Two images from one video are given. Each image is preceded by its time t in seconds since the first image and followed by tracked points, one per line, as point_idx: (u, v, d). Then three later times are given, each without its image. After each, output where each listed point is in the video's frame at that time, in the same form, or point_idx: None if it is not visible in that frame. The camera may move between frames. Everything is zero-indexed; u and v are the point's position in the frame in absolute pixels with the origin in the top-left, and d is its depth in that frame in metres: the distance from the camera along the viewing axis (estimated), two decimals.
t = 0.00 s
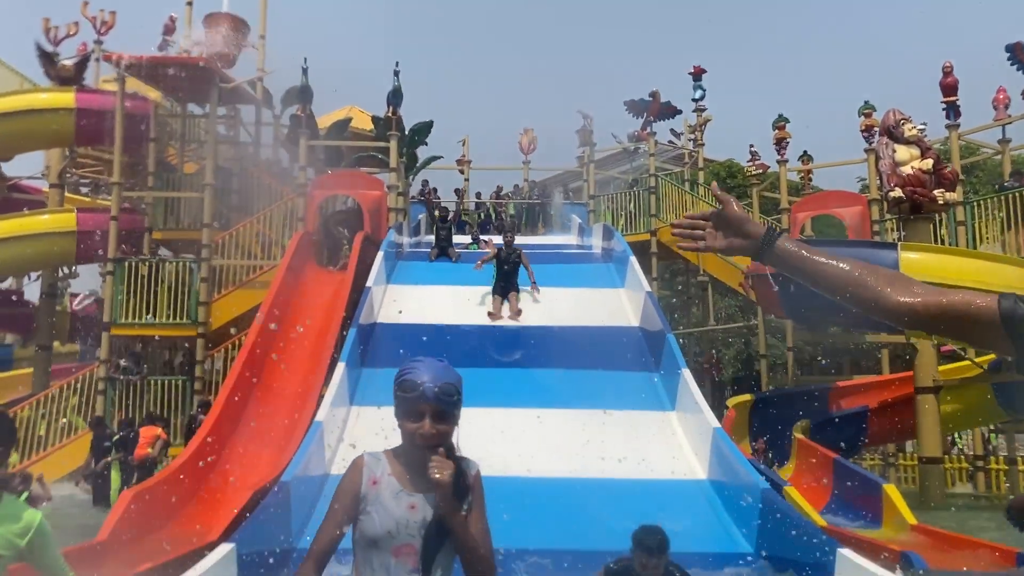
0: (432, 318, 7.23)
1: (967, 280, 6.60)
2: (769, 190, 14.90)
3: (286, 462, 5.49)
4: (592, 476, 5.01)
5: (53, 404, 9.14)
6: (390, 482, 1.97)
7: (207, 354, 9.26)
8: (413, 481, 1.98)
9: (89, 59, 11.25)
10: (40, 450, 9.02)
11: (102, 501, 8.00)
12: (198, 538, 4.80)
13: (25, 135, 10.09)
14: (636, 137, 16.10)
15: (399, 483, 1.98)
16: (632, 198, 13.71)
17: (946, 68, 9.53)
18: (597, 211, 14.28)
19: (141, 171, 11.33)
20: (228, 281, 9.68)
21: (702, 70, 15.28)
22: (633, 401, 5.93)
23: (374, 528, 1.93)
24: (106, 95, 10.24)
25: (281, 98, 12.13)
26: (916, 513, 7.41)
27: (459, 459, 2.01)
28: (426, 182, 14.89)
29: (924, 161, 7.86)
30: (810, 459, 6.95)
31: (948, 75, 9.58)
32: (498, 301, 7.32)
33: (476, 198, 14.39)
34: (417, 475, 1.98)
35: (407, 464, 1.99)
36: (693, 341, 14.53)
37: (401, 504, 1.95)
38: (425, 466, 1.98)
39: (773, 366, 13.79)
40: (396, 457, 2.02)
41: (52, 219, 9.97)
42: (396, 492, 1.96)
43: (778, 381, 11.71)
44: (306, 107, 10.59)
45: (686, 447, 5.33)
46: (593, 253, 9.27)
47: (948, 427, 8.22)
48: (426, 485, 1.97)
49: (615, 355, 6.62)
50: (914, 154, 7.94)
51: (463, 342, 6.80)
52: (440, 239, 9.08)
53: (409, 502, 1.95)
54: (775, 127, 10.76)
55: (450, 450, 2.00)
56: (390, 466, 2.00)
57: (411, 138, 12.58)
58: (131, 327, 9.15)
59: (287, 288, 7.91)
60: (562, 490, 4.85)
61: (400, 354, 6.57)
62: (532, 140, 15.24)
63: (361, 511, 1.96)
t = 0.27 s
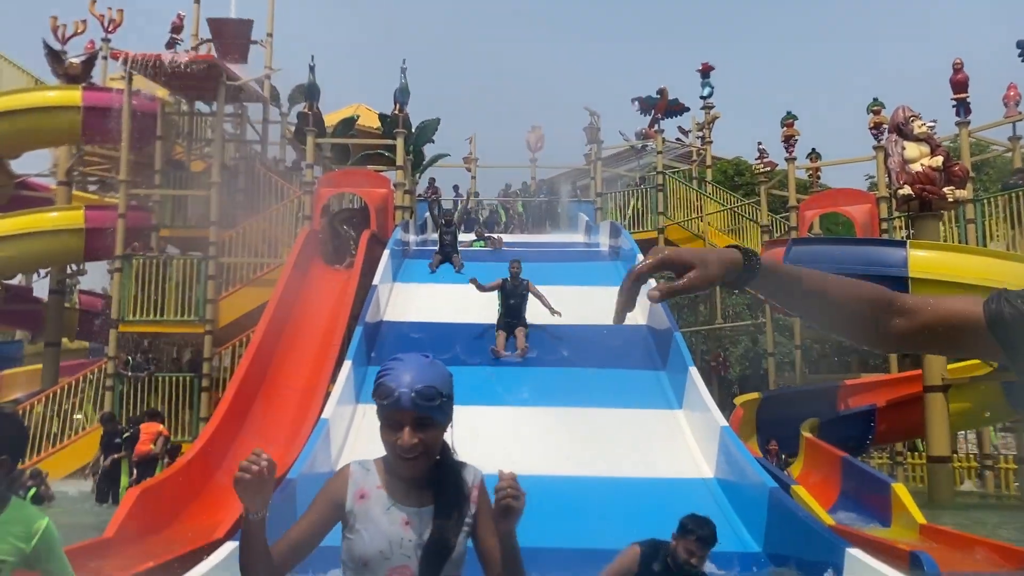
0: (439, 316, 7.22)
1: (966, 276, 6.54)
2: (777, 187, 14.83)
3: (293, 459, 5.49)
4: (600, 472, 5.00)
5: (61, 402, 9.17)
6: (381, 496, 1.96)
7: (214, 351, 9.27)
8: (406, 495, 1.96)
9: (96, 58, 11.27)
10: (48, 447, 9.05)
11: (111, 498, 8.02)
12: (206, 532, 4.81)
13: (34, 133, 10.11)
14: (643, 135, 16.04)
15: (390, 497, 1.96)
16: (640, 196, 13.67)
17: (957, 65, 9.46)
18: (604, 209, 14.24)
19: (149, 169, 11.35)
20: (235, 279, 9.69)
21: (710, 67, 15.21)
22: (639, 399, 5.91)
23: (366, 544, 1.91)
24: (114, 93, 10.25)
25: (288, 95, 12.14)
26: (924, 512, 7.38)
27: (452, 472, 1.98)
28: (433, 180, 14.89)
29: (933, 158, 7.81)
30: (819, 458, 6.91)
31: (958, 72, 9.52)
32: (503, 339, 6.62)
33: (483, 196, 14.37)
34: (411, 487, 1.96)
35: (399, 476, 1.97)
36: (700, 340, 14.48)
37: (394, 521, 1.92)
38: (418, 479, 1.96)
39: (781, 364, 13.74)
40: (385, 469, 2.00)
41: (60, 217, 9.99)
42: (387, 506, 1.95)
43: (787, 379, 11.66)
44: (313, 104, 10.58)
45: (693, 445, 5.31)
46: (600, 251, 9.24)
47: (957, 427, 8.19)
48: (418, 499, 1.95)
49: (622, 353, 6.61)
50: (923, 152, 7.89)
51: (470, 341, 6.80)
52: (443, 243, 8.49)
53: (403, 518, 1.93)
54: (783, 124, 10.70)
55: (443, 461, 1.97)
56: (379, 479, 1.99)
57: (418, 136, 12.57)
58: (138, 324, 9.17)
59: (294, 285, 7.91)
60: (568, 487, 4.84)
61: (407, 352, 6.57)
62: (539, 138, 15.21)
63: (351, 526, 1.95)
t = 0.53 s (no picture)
0: (448, 314, 7.19)
1: (983, 275, 6.47)
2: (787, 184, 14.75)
3: (301, 458, 5.47)
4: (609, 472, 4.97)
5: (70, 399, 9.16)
6: (331, 514, 1.85)
7: (222, 348, 9.26)
8: (359, 514, 1.84)
9: (104, 54, 11.25)
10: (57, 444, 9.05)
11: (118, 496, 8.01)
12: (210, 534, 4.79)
13: (43, 130, 10.11)
14: (652, 131, 15.96)
15: (341, 517, 1.84)
16: (648, 193, 13.61)
17: (969, 60, 9.37)
18: (613, 206, 14.18)
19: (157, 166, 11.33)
20: (243, 276, 9.67)
21: (719, 63, 15.12)
22: (649, 397, 5.87)
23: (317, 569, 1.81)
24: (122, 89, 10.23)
25: (296, 92, 12.11)
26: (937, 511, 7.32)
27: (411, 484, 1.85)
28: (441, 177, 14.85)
29: (946, 154, 7.74)
30: (831, 456, 6.85)
31: (970, 67, 9.44)
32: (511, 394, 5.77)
33: (491, 193, 14.32)
34: (366, 503, 1.83)
35: (353, 492, 1.85)
36: (710, 337, 14.41)
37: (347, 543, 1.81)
38: (374, 496, 1.83)
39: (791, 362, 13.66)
40: (337, 486, 1.89)
41: (68, 214, 9.98)
42: (335, 529, 1.83)
43: (797, 377, 11.59)
44: (321, 101, 10.55)
45: (703, 444, 5.27)
46: (609, 248, 9.20)
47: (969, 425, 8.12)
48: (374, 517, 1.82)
49: (631, 351, 6.57)
50: (936, 148, 7.81)
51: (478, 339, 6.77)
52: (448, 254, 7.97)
53: (353, 544, 1.80)
54: (793, 120, 10.62)
55: (401, 471, 1.84)
56: (330, 497, 1.88)
57: (425, 132, 12.53)
58: (146, 322, 9.16)
59: (301, 283, 7.89)
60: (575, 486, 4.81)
61: (415, 351, 6.56)
62: (547, 135, 15.15)
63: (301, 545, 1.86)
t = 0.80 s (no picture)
0: (456, 312, 7.19)
1: (986, 270, 6.38)
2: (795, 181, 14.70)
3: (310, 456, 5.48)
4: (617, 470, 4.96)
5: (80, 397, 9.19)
6: (299, 535, 1.58)
7: (231, 346, 9.27)
8: (327, 534, 1.59)
9: (113, 53, 11.28)
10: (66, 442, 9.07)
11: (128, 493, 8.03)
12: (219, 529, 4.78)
13: (51, 129, 10.14)
14: (659, 129, 15.93)
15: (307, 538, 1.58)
16: (656, 190, 13.58)
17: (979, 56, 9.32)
18: (621, 203, 14.16)
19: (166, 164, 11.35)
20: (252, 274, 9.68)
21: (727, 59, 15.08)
22: (658, 396, 5.86)
23: None
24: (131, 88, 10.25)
25: (304, 90, 12.13)
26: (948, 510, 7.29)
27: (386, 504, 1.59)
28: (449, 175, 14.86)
29: (956, 151, 7.70)
30: (841, 454, 6.81)
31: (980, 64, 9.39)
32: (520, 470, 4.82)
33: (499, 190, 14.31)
34: (337, 517, 1.59)
35: (325, 502, 1.61)
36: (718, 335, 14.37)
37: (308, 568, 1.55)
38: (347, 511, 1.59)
39: (800, 360, 13.63)
40: (307, 500, 1.63)
41: (77, 212, 10.00)
42: (300, 550, 1.56)
43: (806, 375, 11.55)
44: (329, 99, 10.56)
45: (713, 441, 5.26)
46: (618, 245, 9.18)
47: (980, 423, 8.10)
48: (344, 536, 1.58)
49: (641, 348, 6.57)
50: (946, 145, 7.77)
51: (487, 337, 6.79)
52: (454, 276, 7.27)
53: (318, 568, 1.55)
54: (802, 117, 10.58)
55: (380, 471, 1.59)
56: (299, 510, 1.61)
57: (433, 130, 12.53)
58: (156, 320, 9.19)
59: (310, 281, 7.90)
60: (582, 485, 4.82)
61: (424, 348, 6.58)
62: (554, 132, 15.14)
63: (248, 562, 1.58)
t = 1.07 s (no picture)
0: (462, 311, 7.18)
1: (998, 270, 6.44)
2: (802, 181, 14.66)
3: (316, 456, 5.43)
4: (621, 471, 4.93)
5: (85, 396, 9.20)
6: None
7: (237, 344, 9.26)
8: None
9: (120, 52, 11.28)
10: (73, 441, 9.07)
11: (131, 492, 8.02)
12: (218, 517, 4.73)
13: (57, 128, 10.15)
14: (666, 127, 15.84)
15: None
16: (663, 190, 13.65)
17: (989, 53, 9.23)
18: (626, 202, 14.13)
19: (171, 162, 11.34)
20: (257, 273, 9.66)
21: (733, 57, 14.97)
22: (664, 395, 5.83)
23: None
24: (138, 87, 10.24)
25: (310, 89, 12.12)
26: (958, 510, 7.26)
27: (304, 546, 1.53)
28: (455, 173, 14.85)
29: (966, 149, 7.63)
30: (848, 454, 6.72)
31: (991, 60, 9.30)
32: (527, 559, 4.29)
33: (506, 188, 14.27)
34: (254, 560, 1.53)
35: (239, 547, 1.54)
36: (724, 333, 14.31)
37: None
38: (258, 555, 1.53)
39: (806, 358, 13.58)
40: (213, 543, 1.56)
41: (83, 211, 9.99)
42: None
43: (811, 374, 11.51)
44: (335, 97, 10.53)
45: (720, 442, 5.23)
46: (624, 243, 9.14)
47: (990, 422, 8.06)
48: None
49: (648, 347, 6.53)
50: (956, 142, 7.71)
51: (493, 336, 6.76)
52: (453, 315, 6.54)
53: None
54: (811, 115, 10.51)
55: (311, 503, 1.57)
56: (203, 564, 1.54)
57: (439, 129, 12.50)
58: (161, 319, 9.19)
59: (316, 279, 7.88)
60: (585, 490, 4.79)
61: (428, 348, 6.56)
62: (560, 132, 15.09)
63: None
